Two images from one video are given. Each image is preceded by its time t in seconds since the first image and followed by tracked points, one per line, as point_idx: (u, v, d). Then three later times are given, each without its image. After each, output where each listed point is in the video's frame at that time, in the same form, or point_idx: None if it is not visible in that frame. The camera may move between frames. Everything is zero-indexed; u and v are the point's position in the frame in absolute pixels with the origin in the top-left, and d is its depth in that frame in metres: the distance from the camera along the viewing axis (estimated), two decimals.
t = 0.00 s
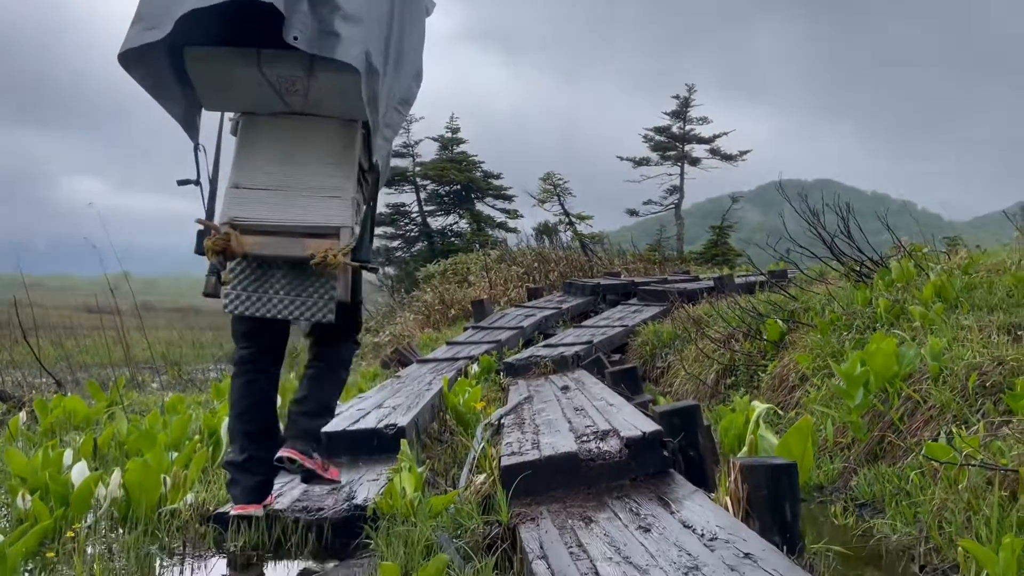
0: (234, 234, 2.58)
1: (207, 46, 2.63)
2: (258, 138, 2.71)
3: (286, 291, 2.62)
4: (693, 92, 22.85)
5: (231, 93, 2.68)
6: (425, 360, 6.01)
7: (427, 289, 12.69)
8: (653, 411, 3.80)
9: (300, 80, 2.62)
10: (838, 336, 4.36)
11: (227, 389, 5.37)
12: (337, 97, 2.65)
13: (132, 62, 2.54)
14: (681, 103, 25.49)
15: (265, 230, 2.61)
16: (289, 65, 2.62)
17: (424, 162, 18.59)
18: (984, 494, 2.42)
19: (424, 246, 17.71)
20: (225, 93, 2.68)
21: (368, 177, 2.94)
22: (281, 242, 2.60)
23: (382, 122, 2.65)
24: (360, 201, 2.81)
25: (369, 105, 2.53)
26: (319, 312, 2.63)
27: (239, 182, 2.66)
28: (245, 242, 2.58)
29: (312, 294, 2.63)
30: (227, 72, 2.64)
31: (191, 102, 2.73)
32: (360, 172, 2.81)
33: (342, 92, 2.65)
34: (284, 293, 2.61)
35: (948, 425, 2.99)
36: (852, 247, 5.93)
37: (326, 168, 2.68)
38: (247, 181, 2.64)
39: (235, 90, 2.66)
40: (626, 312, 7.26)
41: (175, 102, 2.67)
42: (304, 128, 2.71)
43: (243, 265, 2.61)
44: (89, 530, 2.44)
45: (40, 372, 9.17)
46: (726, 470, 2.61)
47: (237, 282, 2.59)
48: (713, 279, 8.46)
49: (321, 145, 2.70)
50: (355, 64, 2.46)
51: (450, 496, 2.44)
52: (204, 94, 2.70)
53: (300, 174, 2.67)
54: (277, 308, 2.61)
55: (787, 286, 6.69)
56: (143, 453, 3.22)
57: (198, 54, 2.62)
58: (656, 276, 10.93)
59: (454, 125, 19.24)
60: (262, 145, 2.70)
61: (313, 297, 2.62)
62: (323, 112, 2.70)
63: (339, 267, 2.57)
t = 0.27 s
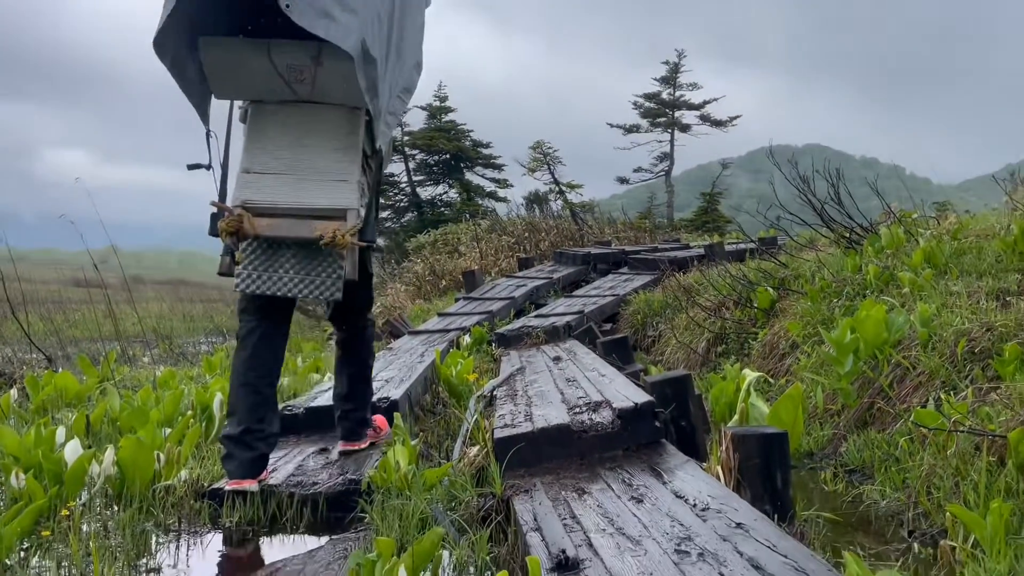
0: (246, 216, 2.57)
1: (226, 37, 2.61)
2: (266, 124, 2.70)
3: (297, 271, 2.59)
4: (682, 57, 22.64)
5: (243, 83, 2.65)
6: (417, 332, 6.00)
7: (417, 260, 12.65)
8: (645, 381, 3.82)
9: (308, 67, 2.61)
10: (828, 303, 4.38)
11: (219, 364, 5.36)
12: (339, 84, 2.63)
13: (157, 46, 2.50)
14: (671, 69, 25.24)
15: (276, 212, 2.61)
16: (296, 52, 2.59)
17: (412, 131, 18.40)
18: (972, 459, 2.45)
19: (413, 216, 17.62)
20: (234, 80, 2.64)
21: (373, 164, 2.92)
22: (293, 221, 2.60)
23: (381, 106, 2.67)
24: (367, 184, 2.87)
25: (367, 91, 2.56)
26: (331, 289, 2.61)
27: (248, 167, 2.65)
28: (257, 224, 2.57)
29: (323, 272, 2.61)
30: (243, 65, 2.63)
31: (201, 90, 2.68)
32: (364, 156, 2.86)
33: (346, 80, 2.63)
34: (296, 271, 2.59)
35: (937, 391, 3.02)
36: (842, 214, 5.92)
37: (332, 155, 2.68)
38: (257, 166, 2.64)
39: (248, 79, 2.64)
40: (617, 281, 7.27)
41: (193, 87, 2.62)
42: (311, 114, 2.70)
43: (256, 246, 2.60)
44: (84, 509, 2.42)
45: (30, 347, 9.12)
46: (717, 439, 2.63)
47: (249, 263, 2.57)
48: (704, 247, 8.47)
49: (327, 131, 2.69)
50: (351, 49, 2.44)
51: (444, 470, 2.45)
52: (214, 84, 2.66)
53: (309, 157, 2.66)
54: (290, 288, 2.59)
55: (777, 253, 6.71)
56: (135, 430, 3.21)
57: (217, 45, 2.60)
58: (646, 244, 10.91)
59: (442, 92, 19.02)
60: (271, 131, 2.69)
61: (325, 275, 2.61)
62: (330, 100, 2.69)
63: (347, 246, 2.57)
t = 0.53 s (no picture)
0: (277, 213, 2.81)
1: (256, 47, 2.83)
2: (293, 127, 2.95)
3: (325, 261, 2.82)
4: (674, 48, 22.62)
5: (273, 88, 2.90)
6: (410, 324, 6.00)
7: (409, 253, 12.61)
8: (638, 372, 3.84)
9: (333, 75, 2.85)
10: (819, 293, 4.39)
11: (211, 358, 5.33)
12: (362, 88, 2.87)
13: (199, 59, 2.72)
14: (663, 60, 25.19)
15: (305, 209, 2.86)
16: (324, 60, 2.84)
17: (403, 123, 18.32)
18: (962, 448, 2.47)
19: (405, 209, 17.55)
20: (265, 86, 2.88)
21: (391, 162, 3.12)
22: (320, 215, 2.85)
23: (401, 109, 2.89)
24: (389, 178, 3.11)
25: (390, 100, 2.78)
26: (355, 277, 2.82)
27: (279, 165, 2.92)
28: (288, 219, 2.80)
29: (348, 262, 2.83)
30: (274, 70, 2.86)
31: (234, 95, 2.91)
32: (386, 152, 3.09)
33: (367, 86, 2.86)
34: (325, 262, 2.82)
35: (927, 380, 3.05)
36: (833, 205, 5.94)
37: (355, 157, 2.92)
38: (285, 164, 2.89)
39: (277, 85, 2.88)
40: (610, 273, 7.27)
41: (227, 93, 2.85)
42: (334, 117, 2.95)
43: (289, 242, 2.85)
44: (77, 504, 2.42)
45: (20, 343, 9.05)
46: (709, 430, 2.64)
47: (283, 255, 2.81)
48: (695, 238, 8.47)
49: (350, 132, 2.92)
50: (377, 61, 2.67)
51: (437, 462, 2.46)
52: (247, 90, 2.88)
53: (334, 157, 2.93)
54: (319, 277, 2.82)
55: (769, 244, 6.72)
56: (126, 425, 3.19)
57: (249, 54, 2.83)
58: (638, 236, 10.90)
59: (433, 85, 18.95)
60: (298, 134, 2.94)
61: (351, 264, 2.83)
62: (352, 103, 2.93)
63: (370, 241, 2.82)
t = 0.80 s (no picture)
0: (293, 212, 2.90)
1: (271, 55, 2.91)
2: (307, 133, 3.03)
3: (337, 261, 2.92)
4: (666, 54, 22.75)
5: (287, 96, 2.97)
6: (405, 332, 6.01)
7: (404, 260, 12.61)
8: (634, 378, 3.85)
9: (344, 83, 2.93)
10: (813, 298, 4.42)
11: (206, 366, 5.32)
12: (375, 95, 2.96)
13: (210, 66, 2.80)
14: (655, 66, 25.31)
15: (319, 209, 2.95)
16: (336, 69, 2.92)
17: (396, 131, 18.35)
18: (956, 452, 2.49)
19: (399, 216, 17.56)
20: (280, 94, 2.95)
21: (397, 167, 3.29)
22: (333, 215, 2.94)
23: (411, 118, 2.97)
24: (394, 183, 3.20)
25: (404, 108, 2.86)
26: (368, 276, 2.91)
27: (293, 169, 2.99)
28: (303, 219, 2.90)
29: (360, 262, 2.91)
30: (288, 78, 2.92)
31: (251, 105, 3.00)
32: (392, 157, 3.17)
33: (379, 94, 2.95)
34: (338, 262, 2.91)
35: (920, 384, 3.07)
36: (826, 210, 5.97)
37: (367, 160, 3.03)
38: (299, 168, 2.97)
39: (290, 93, 2.95)
40: (604, 279, 7.30)
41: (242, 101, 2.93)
42: (347, 125, 3.03)
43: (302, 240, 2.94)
44: (73, 517, 2.41)
45: (13, 353, 9.02)
46: (704, 436, 2.66)
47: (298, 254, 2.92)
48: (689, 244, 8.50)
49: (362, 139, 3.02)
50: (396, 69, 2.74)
51: (434, 470, 2.46)
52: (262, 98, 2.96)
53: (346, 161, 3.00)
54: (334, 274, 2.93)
55: (762, 249, 6.76)
56: (123, 436, 3.19)
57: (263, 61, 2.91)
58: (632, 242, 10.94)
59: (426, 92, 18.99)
60: (312, 139, 3.03)
61: (363, 265, 2.91)
62: (363, 111, 3.01)
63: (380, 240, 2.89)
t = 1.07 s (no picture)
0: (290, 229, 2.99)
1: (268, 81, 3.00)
2: (304, 155, 3.11)
3: (332, 275, 2.99)
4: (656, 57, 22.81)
5: (283, 120, 3.04)
6: (397, 338, 5.99)
7: (396, 265, 12.58)
8: (627, 384, 3.84)
9: (337, 107, 3.01)
10: (805, 301, 4.43)
11: (198, 375, 5.28)
12: (367, 119, 3.04)
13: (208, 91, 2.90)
14: (645, 70, 25.38)
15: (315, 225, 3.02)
16: (329, 94, 3.00)
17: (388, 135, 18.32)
18: (949, 456, 2.50)
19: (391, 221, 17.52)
20: (277, 120, 3.04)
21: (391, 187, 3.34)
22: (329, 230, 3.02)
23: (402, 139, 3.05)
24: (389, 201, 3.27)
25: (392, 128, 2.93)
26: (361, 289, 2.97)
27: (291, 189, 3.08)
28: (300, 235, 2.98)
29: (355, 277, 2.98)
30: (284, 101, 3.00)
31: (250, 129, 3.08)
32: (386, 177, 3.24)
33: (370, 116, 3.03)
34: (335, 275, 2.98)
35: (913, 387, 3.07)
36: (817, 212, 5.99)
37: (361, 180, 3.09)
38: (296, 189, 3.04)
39: (285, 117, 3.02)
40: (597, 283, 7.30)
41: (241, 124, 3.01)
42: (341, 147, 3.10)
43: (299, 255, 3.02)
44: (62, 530, 2.38)
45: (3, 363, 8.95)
46: (697, 442, 2.66)
47: (296, 268, 3.00)
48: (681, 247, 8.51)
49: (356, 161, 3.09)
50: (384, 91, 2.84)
51: (426, 479, 2.45)
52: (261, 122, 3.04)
53: (341, 180, 3.08)
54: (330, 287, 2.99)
55: (754, 252, 6.77)
56: (113, 447, 3.16)
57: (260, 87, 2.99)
58: (625, 245, 10.94)
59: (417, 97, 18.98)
60: (308, 161, 3.10)
61: (357, 280, 2.98)
62: (357, 134, 3.09)
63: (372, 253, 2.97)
